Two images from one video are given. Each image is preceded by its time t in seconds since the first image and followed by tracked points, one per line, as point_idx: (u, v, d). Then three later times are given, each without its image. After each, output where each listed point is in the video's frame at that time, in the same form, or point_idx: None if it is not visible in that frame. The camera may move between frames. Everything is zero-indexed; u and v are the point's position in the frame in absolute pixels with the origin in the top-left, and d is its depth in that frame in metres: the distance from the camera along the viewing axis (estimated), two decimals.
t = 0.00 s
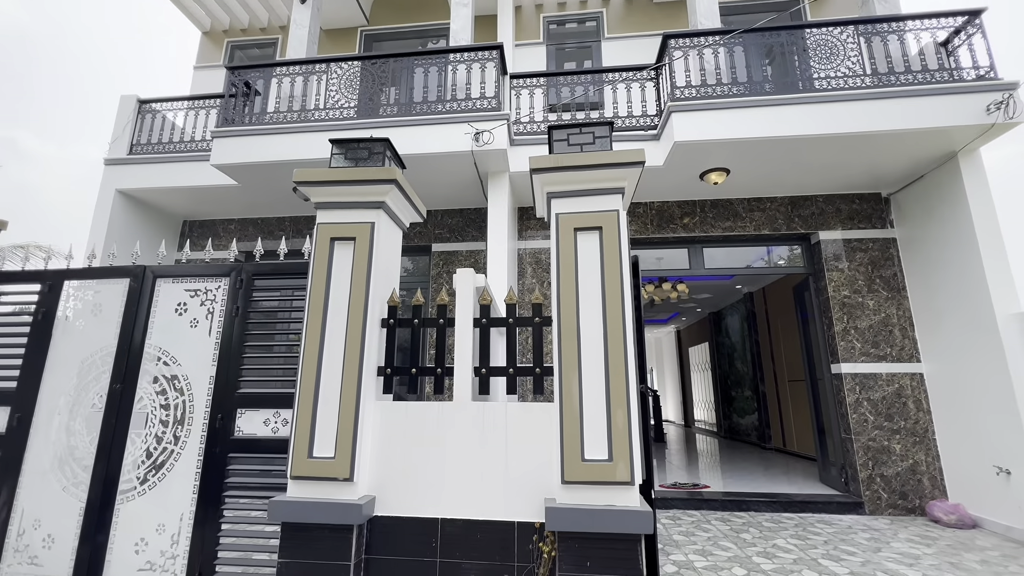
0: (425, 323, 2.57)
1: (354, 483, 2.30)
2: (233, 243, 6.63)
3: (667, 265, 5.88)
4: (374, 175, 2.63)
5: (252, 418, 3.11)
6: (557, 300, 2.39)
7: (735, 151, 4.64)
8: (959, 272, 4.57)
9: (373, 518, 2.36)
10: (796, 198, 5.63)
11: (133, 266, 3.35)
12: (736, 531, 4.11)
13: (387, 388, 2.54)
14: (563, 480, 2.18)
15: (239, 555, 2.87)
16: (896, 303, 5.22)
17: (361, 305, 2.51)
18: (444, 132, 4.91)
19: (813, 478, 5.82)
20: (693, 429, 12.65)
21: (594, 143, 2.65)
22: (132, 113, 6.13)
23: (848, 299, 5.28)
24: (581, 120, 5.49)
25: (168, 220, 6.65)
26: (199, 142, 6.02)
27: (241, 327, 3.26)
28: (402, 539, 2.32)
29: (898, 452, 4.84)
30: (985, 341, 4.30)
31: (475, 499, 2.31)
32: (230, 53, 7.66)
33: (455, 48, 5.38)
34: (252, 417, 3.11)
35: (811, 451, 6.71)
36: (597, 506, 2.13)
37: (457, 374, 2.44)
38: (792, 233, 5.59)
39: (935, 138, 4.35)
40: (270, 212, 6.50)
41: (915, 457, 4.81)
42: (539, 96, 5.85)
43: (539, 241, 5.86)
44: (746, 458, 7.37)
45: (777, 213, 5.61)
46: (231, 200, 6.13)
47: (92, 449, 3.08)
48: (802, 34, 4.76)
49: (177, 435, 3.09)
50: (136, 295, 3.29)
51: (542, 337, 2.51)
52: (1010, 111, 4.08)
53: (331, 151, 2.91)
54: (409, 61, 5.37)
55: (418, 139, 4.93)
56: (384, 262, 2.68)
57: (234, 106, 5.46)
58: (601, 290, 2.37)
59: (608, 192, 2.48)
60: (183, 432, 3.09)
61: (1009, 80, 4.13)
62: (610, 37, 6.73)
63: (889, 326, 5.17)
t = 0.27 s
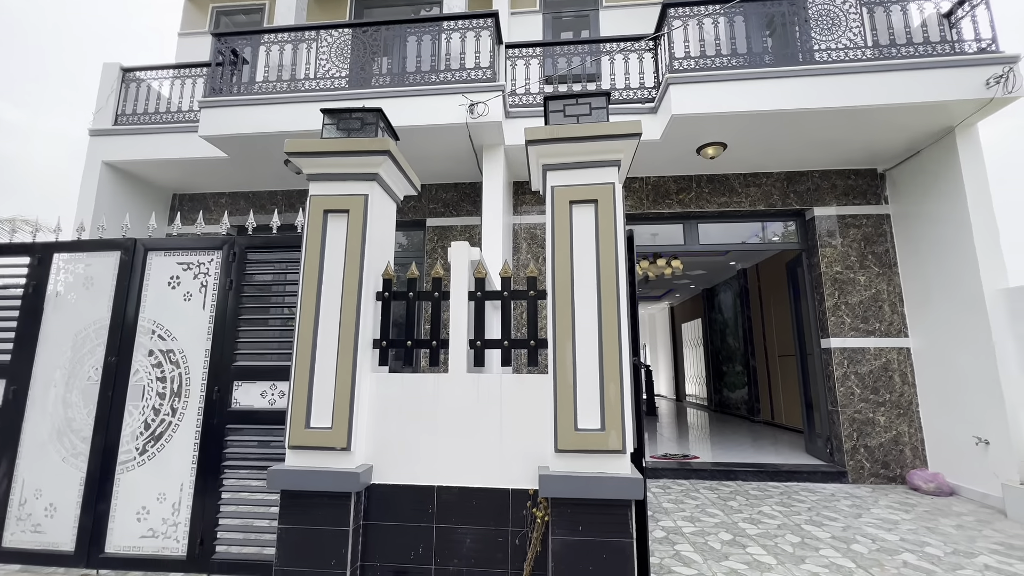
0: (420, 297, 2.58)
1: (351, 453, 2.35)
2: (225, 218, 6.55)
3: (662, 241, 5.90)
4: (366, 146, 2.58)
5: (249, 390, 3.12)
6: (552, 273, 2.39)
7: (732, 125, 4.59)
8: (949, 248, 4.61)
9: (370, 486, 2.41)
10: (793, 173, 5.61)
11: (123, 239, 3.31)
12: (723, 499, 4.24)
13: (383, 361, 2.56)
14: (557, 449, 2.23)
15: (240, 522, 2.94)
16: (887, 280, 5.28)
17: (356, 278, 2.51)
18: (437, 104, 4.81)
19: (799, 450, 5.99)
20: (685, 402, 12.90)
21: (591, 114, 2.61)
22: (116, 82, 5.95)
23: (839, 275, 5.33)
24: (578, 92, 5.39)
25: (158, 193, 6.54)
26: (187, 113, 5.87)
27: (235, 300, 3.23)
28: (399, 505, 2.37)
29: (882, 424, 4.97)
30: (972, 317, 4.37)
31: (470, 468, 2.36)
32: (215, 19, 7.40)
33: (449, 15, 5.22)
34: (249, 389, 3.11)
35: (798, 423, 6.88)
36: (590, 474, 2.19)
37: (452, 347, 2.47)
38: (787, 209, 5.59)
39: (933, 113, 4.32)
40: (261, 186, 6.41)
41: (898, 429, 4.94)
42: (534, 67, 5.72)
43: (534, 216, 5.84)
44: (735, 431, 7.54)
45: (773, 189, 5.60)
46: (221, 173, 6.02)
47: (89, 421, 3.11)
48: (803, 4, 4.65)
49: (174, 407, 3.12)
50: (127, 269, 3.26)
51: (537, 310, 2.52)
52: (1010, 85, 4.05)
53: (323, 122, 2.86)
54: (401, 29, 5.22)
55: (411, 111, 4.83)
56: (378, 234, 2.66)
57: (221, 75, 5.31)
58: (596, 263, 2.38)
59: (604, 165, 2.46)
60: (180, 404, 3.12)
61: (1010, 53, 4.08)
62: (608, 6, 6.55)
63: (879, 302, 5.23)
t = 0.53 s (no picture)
0: (418, 269, 2.57)
1: (351, 423, 2.37)
2: (218, 192, 6.47)
3: (660, 216, 5.88)
4: (362, 116, 2.53)
5: (249, 362, 3.12)
6: (550, 245, 2.39)
7: (733, 96, 4.51)
8: (947, 224, 4.61)
9: (371, 456, 2.45)
10: (793, 147, 5.55)
11: (115, 211, 3.27)
12: (715, 469, 4.35)
13: (381, 333, 2.57)
14: (554, 419, 2.26)
15: (242, 491, 2.99)
16: (883, 255, 5.29)
17: (353, 250, 2.49)
18: (433, 74, 4.69)
19: (791, 422, 6.11)
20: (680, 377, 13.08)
21: (591, 83, 2.55)
22: (101, 50, 5.76)
23: (836, 251, 5.34)
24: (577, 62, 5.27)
25: (148, 166, 6.43)
26: (175, 83, 5.72)
27: (231, 273, 3.21)
28: (399, 474, 2.42)
29: (873, 397, 5.06)
30: (966, 291, 4.41)
31: (469, 438, 2.40)
32: None
33: None
34: (248, 361, 3.12)
35: (791, 397, 7.00)
36: (587, 443, 2.22)
37: (450, 319, 2.47)
38: (787, 184, 5.56)
39: (937, 85, 4.25)
40: (254, 159, 6.30)
41: (888, 402, 5.04)
42: (533, 36, 5.57)
43: (531, 190, 5.79)
44: (728, 405, 7.68)
45: (772, 163, 5.55)
46: (213, 146, 5.91)
47: (90, 393, 3.13)
48: None
49: (173, 379, 3.13)
50: (121, 241, 3.23)
51: (535, 283, 2.52)
52: (1016, 57, 3.98)
53: (316, 91, 2.78)
54: None
55: (407, 82, 4.72)
56: (375, 206, 2.63)
57: (210, 43, 5.15)
58: (594, 236, 2.37)
59: (604, 135, 2.42)
60: (179, 377, 3.13)
61: (1018, 23, 3.99)
62: None
63: (875, 277, 5.26)
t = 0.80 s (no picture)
0: (417, 245, 2.56)
1: (354, 397, 2.41)
2: (214, 168, 6.39)
3: (659, 194, 5.85)
4: (359, 89, 2.48)
5: (250, 339, 3.15)
6: (550, 221, 2.38)
7: (735, 70, 4.44)
8: (947, 201, 4.60)
9: (373, 429, 2.49)
10: (795, 123, 5.49)
11: (111, 187, 3.24)
12: (710, 443, 4.44)
13: (382, 309, 2.58)
14: (554, 393, 2.30)
15: (247, 464, 3.05)
16: (882, 233, 5.29)
17: (352, 226, 2.48)
18: (431, 47, 4.59)
19: (785, 398, 6.21)
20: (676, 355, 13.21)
21: (592, 56, 2.51)
22: (88, 21, 5.60)
23: (835, 228, 5.34)
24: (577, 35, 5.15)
25: (141, 142, 6.33)
26: (166, 56, 5.58)
27: (230, 250, 3.20)
28: (401, 447, 2.47)
29: (866, 373, 5.14)
30: (962, 269, 4.43)
31: (470, 411, 2.44)
32: None
33: None
34: (249, 338, 3.14)
35: (786, 374, 7.10)
36: (585, 416, 2.27)
37: (450, 295, 2.48)
38: (787, 161, 5.52)
39: (943, 59, 4.19)
40: (249, 135, 6.22)
41: (881, 378, 5.12)
42: (532, 7, 5.43)
43: (530, 167, 5.74)
44: (723, 382, 7.78)
45: (774, 140, 5.50)
46: (207, 121, 5.81)
47: (92, 369, 3.16)
48: None
49: (176, 355, 3.15)
50: (118, 218, 3.21)
51: (534, 259, 2.53)
52: None
53: (312, 63, 2.73)
54: None
55: (403, 55, 4.62)
56: (374, 181, 2.61)
57: (201, 14, 5.01)
58: (595, 211, 2.36)
59: (605, 109, 2.39)
60: (182, 353, 3.15)
61: None
62: None
63: (872, 255, 5.28)
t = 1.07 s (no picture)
0: (414, 226, 2.57)
1: (353, 376, 2.44)
2: (207, 149, 6.32)
3: (657, 175, 5.82)
4: (353, 66, 2.45)
5: (248, 319, 3.16)
6: (547, 201, 2.38)
7: (735, 48, 4.38)
8: (944, 183, 4.60)
9: (372, 407, 2.53)
10: (795, 103, 5.44)
11: (104, 167, 3.21)
12: (704, 422, 4.52)
13: (379, 289, 2.60)
14: (550, 371, 2.33)
15: (248, 442, 3.10)
16: (878, 215, 5.30)
17: (349, 206, 2.48)
18: (426, 23, 4.50)
19: (779, 378, 6.30)
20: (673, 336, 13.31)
21: (590, 33, 2.48)
22: None
23: (832, 210, 5.34)
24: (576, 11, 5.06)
25: (133, 121, 6.24)
26: (156, 33, 5.46)
27: (227, 231, 3.19)
28: (400, 424, 2.52)
29: (858, 353, 5.21)
30: (957, 250, 4.46)
31: (467, 389, 2.48)
32: None
33: None
34: (248, 318, 3.16)
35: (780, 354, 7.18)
36: (581, 393, 2.31)
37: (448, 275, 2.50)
38: (786, 142, 5.49)
39: (945, 37, 4.14)
40: (242, 114, 6.13)
41: (873, 357, 5.20)
42: None
43: (527, 148, 5.69)
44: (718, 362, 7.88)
45: (773, 120, 5.46)
46: (199, 100, 5.73)
47: (92, 349, 3.18)
48: None
49: (175, 335, 3.17)
50: (113, 197, 3.19)
51: (531, 240, 2.54)
52: None
53: (306, 40, 2.68)
54: None
55: (399, 32, 4.53)
56: (370, 161, 2.60)
57: None
58: (591, 192, 2.37)
59: (602, 87, 2.37)
60: (181, 333, 3.17)
61: None
62: None
63: (868, 236, 5.29)
